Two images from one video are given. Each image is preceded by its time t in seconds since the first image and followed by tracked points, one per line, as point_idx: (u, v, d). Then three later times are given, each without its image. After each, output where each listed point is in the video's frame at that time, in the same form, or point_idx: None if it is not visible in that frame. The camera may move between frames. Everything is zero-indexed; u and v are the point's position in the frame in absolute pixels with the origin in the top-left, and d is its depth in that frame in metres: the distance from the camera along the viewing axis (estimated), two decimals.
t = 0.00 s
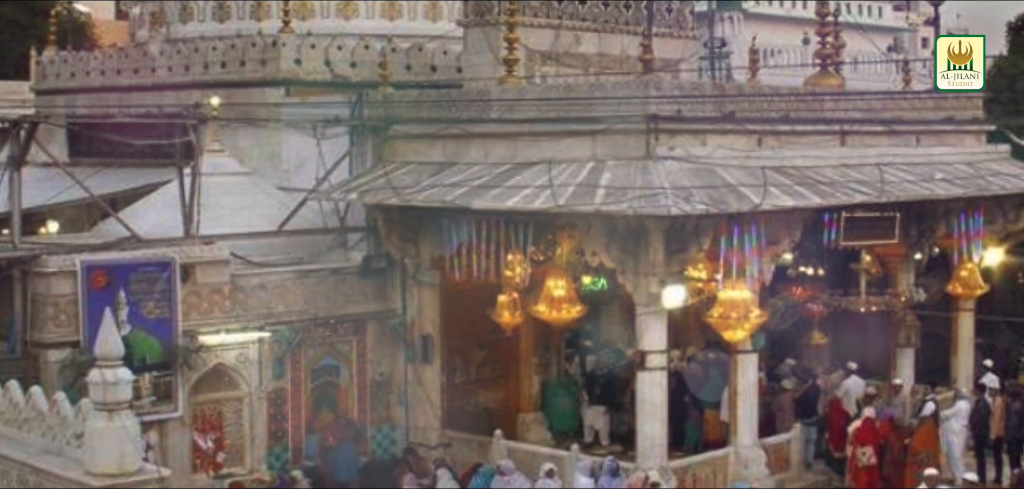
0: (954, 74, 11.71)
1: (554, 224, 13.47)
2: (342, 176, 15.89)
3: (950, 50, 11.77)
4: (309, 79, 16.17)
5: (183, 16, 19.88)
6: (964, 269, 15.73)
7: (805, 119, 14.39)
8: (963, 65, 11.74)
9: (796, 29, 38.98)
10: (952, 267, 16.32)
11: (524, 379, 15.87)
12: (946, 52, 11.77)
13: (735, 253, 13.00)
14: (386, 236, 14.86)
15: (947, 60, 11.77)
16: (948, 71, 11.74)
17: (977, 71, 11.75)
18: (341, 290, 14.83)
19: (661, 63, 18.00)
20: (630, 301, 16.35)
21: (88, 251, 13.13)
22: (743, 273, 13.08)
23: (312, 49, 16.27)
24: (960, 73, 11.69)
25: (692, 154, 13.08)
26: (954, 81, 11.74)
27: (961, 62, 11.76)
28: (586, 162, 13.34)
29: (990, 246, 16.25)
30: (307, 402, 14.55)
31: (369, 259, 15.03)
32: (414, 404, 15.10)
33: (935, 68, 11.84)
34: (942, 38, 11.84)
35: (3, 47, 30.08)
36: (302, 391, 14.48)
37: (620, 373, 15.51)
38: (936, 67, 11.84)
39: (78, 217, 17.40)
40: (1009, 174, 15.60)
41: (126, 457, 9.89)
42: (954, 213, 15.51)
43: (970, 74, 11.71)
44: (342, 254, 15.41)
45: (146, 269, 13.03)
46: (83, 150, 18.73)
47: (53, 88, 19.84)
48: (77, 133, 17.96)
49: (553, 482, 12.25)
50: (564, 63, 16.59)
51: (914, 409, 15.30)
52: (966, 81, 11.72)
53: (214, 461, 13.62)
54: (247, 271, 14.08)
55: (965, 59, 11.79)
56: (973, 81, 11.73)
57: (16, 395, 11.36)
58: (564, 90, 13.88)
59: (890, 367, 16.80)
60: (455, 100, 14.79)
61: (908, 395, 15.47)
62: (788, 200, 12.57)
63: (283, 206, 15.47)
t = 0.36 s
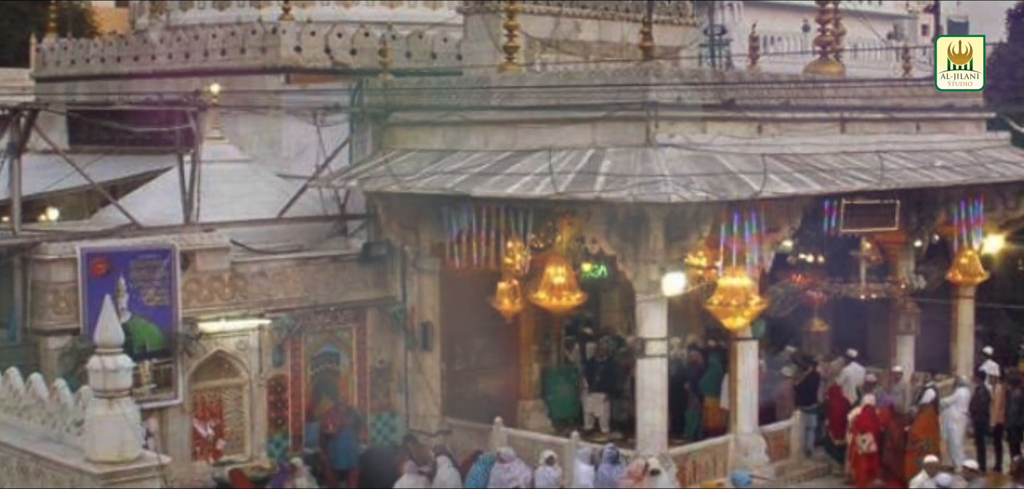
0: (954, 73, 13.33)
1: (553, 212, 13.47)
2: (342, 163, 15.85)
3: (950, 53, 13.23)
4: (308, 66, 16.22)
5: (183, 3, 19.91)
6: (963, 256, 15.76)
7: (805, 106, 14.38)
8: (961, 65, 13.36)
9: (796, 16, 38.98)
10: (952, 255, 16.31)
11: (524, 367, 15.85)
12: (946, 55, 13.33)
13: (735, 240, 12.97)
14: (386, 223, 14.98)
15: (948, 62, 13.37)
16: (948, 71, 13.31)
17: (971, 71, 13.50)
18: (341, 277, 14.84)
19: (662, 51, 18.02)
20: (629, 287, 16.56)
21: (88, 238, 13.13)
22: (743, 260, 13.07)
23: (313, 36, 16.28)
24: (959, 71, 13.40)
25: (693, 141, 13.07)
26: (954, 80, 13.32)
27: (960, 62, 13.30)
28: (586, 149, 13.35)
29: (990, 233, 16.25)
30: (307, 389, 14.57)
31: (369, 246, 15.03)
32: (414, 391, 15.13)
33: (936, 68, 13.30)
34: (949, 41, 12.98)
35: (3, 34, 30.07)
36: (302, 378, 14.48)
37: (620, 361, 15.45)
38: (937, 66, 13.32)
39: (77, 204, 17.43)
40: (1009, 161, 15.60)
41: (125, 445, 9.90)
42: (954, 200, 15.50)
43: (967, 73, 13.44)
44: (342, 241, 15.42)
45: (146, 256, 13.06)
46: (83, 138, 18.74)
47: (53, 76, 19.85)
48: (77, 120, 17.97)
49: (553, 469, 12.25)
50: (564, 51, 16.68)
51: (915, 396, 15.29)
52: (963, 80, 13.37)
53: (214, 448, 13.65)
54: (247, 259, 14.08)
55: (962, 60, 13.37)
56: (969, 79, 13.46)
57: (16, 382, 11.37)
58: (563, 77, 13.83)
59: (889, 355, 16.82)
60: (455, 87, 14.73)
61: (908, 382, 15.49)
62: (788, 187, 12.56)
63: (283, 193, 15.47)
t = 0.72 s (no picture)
0: (956, 72, 14.26)
1: (553, 199, 13.51)
2: (342, 150, 15.88)
3: (952, 51, 14.12)
4: (309, 53, 16.27)
5: None
6: (963, 243, 15.79)
7: (805, 94, 14.34)
8: (964, 65, 14.19)
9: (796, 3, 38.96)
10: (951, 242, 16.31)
11: (524, 355, 15.91)
12: (949, 54, 14.21)
13: (735, 227, 12.97)
14: (386, 211, 15.02)
15: (950, 61, 14.16)
16: (950, 70, 14.17)
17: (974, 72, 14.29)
18: (341, 265, 14.83)
19: (661, 37, 18.72)
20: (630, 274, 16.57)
21: (88, 226, 13.13)
22: (743, 248, 13.07)
23: (313, 23, 16.32)
24: (961, 72, 14.27)
25: (693, 129, 13.08)
26: (955, 80, 14.40)
27: (961, 62, 14.19)
28: (586, 136, 13.35)
29: (990, 221, 16.23)
30: (307, 377, 14.56)
31: (369, 234, 14.99)
32: (414, 378, 15.14)
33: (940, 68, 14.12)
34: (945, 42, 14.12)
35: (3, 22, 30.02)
36: (302, 365, 14.48)
37: (620, 349, 15.35)
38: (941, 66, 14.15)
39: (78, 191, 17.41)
40: (1009, 148, 15.60)
41: (125, 432, 9.92)
42: (954, 187, 15.51)
43: (969, 73, 14.28)
44: (342, 229, 15.48)
45: (146, 244, 13.08)
46: (83, 125, 18.74)
47: (53, 63, 19.84)
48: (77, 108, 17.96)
49: (553, 457, 12.28)
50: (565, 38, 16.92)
51: (914, 383, 15.32)
52: (965, 80, 14.35)
53: (214, 436, 13.67)
54: (247, 246, 14.11)
55: (965, 60, 14.19)
56: (972, 80, 14.40)
57: (16, 369, 11.39)
58: (563, 64, 13.73)
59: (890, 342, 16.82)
60: (455, 74, 14.68)
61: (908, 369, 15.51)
62: (788, 175, 12.56)
63: (283, 180, 15.43)
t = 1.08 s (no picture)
0: (953, 74, 14.39)
1: (554, 186, 13.49)
2: (342, 137, 15.95)
3: (951, 51, 14.22)
4: (309, 40, 16.29)
5: None
6: (963, 230, 15.74)
7: (805, 81, 14.34)
8: (962, 65, 14.27)
9: None
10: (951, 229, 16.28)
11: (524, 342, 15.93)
12: (948, 53, 14.26)
13: (735, 214, 12.99)
14: (386, 198, 15.08)
15: (948, 61, 14.30)
16: (949, 71, 14.37)
17: (973, 70, 14.45)
18: (341, 253, 14.83)
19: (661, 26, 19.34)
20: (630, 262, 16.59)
21: (88, 213, 13.13)
22: (743, 235, 13.05)
23: (313, 10, 16.35)
24: (958, 71, 14.34)
25: (693, 116, 13.06)
26: (953, 80, 14.52)
27: (960, 61, 14.28)
28: (586, 124, 13.32)
29: (990, 208, 16.18)
30: (307, 364, 14.55)
31: (368, 221, 14.97)
32: (415, 366, 15.17)
33: (937, 68, 14.42)
34: (945, 41, 14.22)
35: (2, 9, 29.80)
36: (302, 353, 14.48)
37: (620, 335, 15.81)
38: (940, 68, 14.42)
39: (77, 179, 17.46)
40: (1009, 135, 15.60)
41: (125, 419, 9.93)
42: (954, 174, 15.51)
43: (966, 72, 14.43)
44: (342, 216, 15.49)
45: (146, 231, 13.11)
46: (83, 112, 18.73)
47: (53, 50, 19.82)
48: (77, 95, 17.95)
49: (553, 444, 12.32)
50: (564, 26, 17.43)
51: (915, 371, 15.24)
52: (963, 80, 14.51)
53: (214, 423, 13.68)
54: (247, 233, 14.11)
55: (964, 59, 14.27)
56: (969, 78, 14.62)
57: (16, 357, 11.41)
58: (563, 52, 13.74)
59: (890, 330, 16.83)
60: (455, 62, 14.73)
61: (908, 357, 15.44)
62: (788, 162, 12.56)
63: (283, 167, 15.46)
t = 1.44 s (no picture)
0: (954, 73, 14.70)
1: (554, 174, 13.41)
2: (342, 125, 15.87)
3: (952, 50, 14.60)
4: (309, 28, 16.29)
5: None
6: (963, 218, 15.76)
7: (805, 68, 14.37)
8: (962, 64, 14.59)
9: None
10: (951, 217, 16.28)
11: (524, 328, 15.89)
12: (949, 52, 14.64)
13: (735, 202, 12.98)
14: (386, 186, 14.97)
15: (949, 60, 14.66)
16: (949, 70, 14.73)
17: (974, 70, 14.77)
18: (341, 240, 14.84)
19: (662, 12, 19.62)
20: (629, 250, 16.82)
21: (89, 201, 13.11)
22: (743, 223, 13.05)
23: None
24: (959, 71, 14.64)
25: (693, 103, 13.05)
26: (954, 80, 14.82)
27: (961, 61, 14.60)
28: (586, 111, 13.30)
29: (990, 196, 16.18)
30: (307, 351, 14.59)
31: (369, 208, 15.01)
32: (415, 353, 15.17)
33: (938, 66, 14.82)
34: (947, 41, 14.59)
35: None
36: (302, 340, 14.51)
37: (620, 322, 16.00)
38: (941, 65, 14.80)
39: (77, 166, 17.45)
40: (1009, 122, 15.59)
41: (125, 406, 9.94)
42: (954, 162, 15.49)
43: (968, 72, 14.66)
44: (342, 203, 15.50)
45: (146, 218, 13.12)
46: (83, 99, 18.70)
47: (54, 37, 19.79)
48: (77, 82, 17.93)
49: (553, 431, 12.40)
50: (564, 13, 17.50)
51: (915, 359, 15.19)
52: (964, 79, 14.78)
53: (214, 410, 13.70)
54: (248, 221, 14.10)
55: (965, 59, 14.60)
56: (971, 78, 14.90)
57: (16, 343, 11.43)
58: (563, 39, 13.68)
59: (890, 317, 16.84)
60: (455, 49, 14.64)
61: (908, 344, 15.42)
62: (788, 148, 12.57)
63: (283, 154, 15.44)
